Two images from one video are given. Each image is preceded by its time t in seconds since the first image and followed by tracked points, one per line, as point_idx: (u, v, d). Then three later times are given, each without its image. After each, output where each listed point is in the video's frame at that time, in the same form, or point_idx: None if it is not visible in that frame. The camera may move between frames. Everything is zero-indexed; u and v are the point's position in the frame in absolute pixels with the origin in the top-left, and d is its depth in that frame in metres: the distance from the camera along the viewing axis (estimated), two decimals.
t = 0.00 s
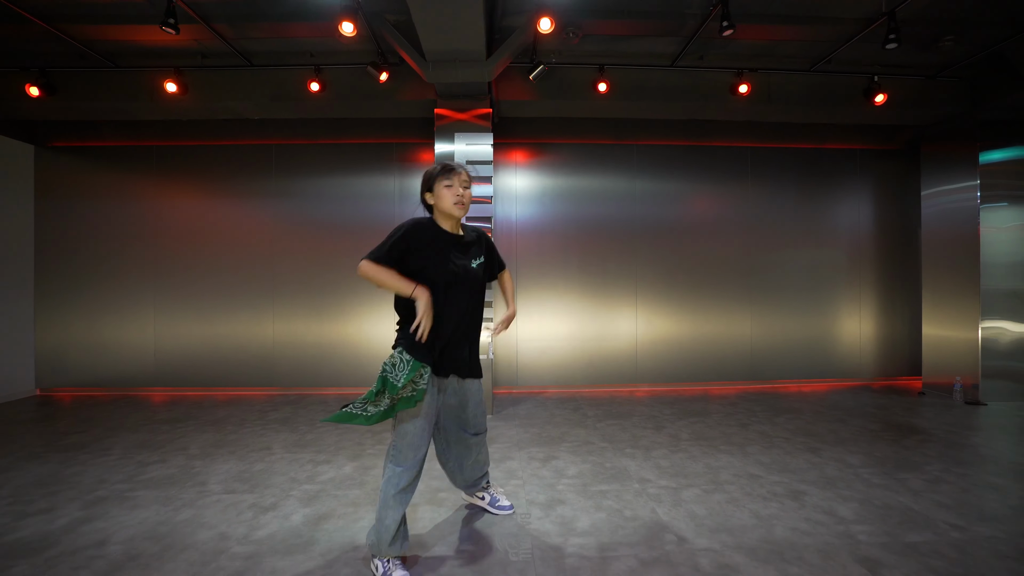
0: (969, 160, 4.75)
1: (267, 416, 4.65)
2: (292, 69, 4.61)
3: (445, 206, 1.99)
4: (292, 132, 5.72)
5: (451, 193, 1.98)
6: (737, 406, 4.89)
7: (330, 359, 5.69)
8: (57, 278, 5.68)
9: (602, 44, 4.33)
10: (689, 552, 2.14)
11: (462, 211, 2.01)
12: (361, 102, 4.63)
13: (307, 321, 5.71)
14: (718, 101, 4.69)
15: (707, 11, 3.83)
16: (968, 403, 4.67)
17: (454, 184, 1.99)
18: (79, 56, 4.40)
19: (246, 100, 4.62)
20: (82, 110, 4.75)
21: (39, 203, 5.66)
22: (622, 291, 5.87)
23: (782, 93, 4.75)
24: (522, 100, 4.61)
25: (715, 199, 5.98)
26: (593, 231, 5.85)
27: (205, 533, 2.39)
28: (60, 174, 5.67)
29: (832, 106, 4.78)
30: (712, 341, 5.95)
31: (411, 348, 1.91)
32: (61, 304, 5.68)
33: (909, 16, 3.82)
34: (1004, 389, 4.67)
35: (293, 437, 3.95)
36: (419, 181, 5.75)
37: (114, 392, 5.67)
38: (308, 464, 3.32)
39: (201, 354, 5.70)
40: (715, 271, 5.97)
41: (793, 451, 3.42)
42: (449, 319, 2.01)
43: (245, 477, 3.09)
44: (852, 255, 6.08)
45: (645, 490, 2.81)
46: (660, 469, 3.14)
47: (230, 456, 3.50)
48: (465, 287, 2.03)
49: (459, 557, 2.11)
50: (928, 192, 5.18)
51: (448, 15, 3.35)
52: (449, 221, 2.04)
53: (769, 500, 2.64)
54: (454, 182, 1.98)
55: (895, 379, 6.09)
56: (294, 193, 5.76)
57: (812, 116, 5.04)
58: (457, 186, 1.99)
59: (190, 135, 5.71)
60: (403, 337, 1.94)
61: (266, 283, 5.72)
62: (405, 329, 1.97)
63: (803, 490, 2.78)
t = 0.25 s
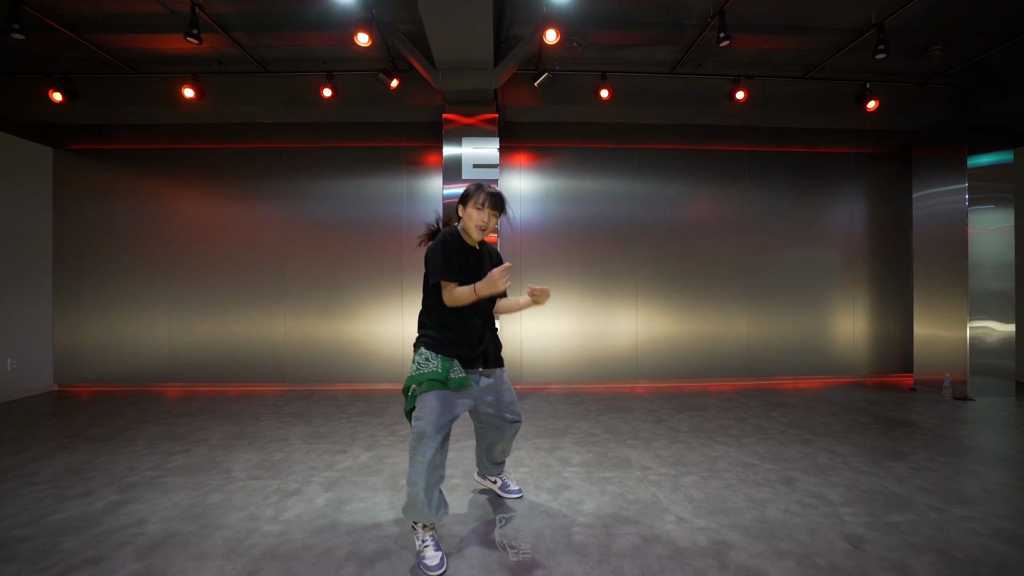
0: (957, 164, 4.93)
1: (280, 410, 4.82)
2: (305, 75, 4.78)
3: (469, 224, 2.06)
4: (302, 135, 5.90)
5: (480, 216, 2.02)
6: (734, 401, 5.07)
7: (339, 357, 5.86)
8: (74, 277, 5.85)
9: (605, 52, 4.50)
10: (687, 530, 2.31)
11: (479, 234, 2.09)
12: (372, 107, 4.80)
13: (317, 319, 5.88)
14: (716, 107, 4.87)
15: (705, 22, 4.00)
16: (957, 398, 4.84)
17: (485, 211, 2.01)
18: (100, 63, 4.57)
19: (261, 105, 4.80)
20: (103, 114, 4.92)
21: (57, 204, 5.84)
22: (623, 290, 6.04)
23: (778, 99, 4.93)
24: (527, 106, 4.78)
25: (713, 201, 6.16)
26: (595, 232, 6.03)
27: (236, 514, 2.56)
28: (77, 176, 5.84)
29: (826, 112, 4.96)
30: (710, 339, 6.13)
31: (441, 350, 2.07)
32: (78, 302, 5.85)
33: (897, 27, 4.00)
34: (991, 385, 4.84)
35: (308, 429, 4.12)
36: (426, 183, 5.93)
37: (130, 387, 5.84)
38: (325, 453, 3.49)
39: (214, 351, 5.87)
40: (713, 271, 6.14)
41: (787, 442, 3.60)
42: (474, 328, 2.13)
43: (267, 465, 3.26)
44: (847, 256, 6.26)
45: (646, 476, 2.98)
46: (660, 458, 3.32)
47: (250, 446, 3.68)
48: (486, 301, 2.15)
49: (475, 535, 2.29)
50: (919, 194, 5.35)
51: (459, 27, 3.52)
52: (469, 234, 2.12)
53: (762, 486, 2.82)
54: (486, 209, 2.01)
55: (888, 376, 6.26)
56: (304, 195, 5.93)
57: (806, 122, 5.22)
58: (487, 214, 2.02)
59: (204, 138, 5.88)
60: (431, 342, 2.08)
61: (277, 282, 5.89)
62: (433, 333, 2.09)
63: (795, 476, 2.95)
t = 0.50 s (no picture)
0: (946, 169, 5.13)
1: (296, 405, 5.01)
2: (321, 83, 4.97)
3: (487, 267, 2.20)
4: (315, 140, 6.09)
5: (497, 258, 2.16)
6: (732, 397, 5.28)
7: (350, 355, 6.05)
8: (94, 277, 6.04)
9: (609, 63, 4.70)
10: (687, 511, 2.51)
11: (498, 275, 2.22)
12: (385, 114, 5.00)
13: (329, 318, 6.08)
14: (714, 114, 5.07)
15: (704, 35, 4.20)
16: (946, 394, 5.05)
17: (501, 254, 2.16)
18: (125, 71, 4.77)
19: (278, 112, 5.00)
20: (125, 121, 5.12)
21: (78, 206, 6.03)
22: (625, 291, 6.24)
23: (774, 107, 5.13)
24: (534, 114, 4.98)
25: (712, 204, 6.36)
26: (598, 233, 6.23)
27: (268, 498, 2.75)
28: (97, 179, 6.03)
29: (821, 119, 5.16)
30: (709, 337, 6.33)
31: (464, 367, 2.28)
32: (98, 301, 6.04)
33: (887, 40, 4.20)
34: (978, 381, 5.05)
35: (326, 422, 4.32)
36: (435, 186, 6.12)
37: (147, 383, 6.02)
38: (345, 444, 3.68)
39: (229, 348, 6.06)
40: (712, 272, 6.34)
41: (781, 434, 3.79)
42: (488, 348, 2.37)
43: (291, 455, 3.45)
44: (841, 257, 6.47)
45: (649, 465, 3.18)
46: (662, 448, 3.51)
47: (272, 438, 3.87)
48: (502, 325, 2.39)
49: (492, 515, 2.48)
50: (910, 197, 5.55)
51: (471, 40, 3.72)
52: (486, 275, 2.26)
53: (758, 473, 3.01)
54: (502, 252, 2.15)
55: (881, 374, 6.47)
56: (316, 197, 6.13)
57: (802, 128, 5.42)
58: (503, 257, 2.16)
59: (220, 143, 6.07)
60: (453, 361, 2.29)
61: (290, 282, 6.08)
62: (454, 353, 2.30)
63: (789, 465, 3.15)
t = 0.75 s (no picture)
0: (941, 173, 5.25)
1: (305, 404, 5.12)
2: (329, 89, 5.08)
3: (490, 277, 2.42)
4: (322, 144, 6.19)
5: (499, 268, 2.36)
6: (731, 396, 5.39)
7: (356, 355, 6.15)
8: (104, 278, 6.14)
9: (612, 69, 4.81)
10: (689, 504, 2.62)
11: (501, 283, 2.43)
12: (392, 120, 5.10)
13: (335, 318, 6.18)
14: (714, 119, 5.18)
15: (704, 43, 4.31)
16: (941, 393, 5.16)
17: (500, 262, 2.35)
18: (138, 77, 4.87)
19: (287, 117, 5.10)
20: (138, 125, 5.22)
21: (88, 209, 6.13)
22: (626, 292, 6.35)
23: (773, 112, 5.24)
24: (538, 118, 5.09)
25: (712, 207, 6.47)
26: (600, 235, 6.33)
27: (285, 492, 2.85)
28: (107, 182, 6.14)
29: (818, 124, 5.27)
30: (709, 338, 6.44)
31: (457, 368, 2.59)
32: (108, 302, 6.14)
33: (883, 48, 4.31)
34: (972, 381, 5.16)
35: (335, 421, 4.42)
36: (440, 189, 6.23)
37: (157, 383, 6.12)
38: (355, 442, 3.78)
39: (238, 349, 6.16)
40: (712, 274, 6.45)
41: (780, 431, 3.90)
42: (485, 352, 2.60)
43: (304, 452, 3.56)
44: (839, 258, 6.57)
45: (651, 461, 3.28)
46: (663, 445, 3.62)
47: (284, 436, 3.97)
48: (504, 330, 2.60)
49: (501, 509, 2.58)
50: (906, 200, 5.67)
51: (478, 49, 3.83)
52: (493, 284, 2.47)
53: (757, 469, 3.12)
54: (501, 261, 2.35)
55: (878, 373, 6.58)
56: (323, 200, 6.23)
57: (800, 133, 5.53)
58: (505, 264, 2.35)
59: (228, 147, 6.17)
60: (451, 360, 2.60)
61: (298, 283, 6.19)
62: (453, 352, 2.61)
63: (786, 460, 3.25)
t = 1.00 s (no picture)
0: (942, 172, 5.25)
1: (307, 402, 5.12)
2: (331, 88, 5.08)
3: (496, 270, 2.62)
4: (324, 143, 6.20)
5: (502, 256, 2.54)
6: (733, 394, 5.40)
7: (357, 354, 6.16)
8: (105, 278, 6.14)
9: (614, 69, 4.81)
10: (693, 502, 2.62)
11: (510, 271, 2.59)
12: (394, 119, 5.10)
13: (337, 317, 6.18)
14: (716, 118, 5.19)
15: (707, 42, 4.31)
16: (942, 391, 5.17)
17: (502, 251, 2.54)
18: (140, 76, 4.87)
19: (289, 116, 5.10)
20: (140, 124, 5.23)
21: (90, 208, 6.13)
22: (628, 291, 6.35)
23: (775, 111, 5.24)
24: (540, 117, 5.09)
25: (713, 206, 6.48)
26: (601, 234, 6.34)
27: (289, 491, 2.85)
28: (109, 181, 6.14)
29: (820, 123, 5.27)
30: (710, 337, 6.44)
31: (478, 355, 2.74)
32: (110, 302, 6.14)
33: (885, 47, 4.32)
34: (974, 379, 5.17)
35: (337, 419, 4.43)
36: (441, 188, 6.23)
37: (158, 382, 6.12)
38: (358, 440, 3.79)
39: (240, 348, 6.16)
40: (714, 273, 6.46)
41: (782, 429, 3.91)
42: (503, 340, 2.71)
43: (307, 450, 3.56)
44: (840, 257, 6.58)
45: (654, 459, 3.29)
46: (666, 443, 3.63)
47: (287, 434, 3.98)
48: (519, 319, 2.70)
49: (506, 506, 2.58)
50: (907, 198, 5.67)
51: (481, 48, 3.83)
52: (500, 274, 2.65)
53: (760, 466, 3.12)
54: (503, 250, 2.53)
55: (879, 372, 6.59)
56: (325, 199, 6.23)
57: (801, 132, 5.54)
58: (506, 252, 2.54)
59: (229, 146, 6.16)
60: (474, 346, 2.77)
61: (299, 282, 6.19)
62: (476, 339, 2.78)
63: (789, 458, 3.26)
